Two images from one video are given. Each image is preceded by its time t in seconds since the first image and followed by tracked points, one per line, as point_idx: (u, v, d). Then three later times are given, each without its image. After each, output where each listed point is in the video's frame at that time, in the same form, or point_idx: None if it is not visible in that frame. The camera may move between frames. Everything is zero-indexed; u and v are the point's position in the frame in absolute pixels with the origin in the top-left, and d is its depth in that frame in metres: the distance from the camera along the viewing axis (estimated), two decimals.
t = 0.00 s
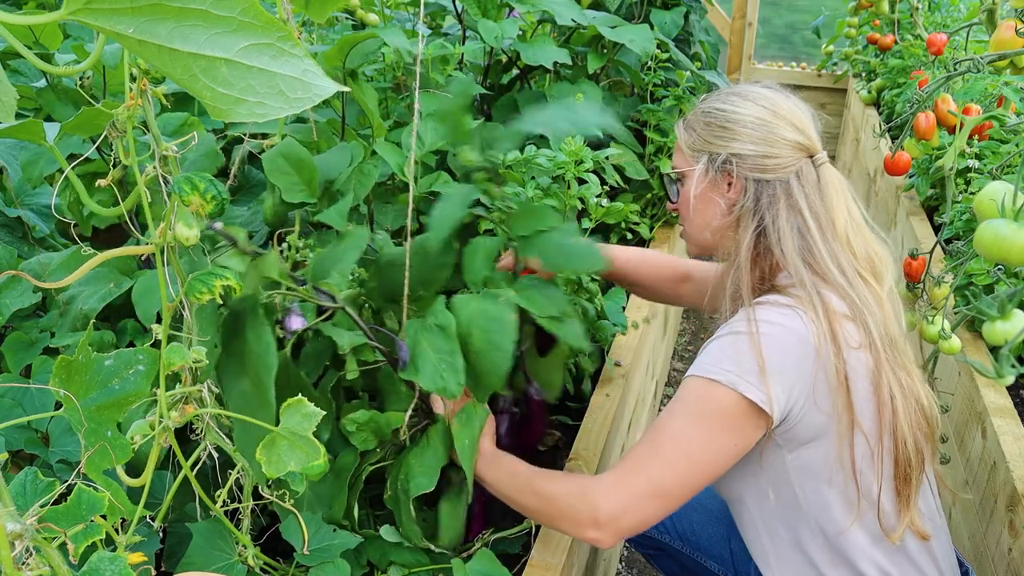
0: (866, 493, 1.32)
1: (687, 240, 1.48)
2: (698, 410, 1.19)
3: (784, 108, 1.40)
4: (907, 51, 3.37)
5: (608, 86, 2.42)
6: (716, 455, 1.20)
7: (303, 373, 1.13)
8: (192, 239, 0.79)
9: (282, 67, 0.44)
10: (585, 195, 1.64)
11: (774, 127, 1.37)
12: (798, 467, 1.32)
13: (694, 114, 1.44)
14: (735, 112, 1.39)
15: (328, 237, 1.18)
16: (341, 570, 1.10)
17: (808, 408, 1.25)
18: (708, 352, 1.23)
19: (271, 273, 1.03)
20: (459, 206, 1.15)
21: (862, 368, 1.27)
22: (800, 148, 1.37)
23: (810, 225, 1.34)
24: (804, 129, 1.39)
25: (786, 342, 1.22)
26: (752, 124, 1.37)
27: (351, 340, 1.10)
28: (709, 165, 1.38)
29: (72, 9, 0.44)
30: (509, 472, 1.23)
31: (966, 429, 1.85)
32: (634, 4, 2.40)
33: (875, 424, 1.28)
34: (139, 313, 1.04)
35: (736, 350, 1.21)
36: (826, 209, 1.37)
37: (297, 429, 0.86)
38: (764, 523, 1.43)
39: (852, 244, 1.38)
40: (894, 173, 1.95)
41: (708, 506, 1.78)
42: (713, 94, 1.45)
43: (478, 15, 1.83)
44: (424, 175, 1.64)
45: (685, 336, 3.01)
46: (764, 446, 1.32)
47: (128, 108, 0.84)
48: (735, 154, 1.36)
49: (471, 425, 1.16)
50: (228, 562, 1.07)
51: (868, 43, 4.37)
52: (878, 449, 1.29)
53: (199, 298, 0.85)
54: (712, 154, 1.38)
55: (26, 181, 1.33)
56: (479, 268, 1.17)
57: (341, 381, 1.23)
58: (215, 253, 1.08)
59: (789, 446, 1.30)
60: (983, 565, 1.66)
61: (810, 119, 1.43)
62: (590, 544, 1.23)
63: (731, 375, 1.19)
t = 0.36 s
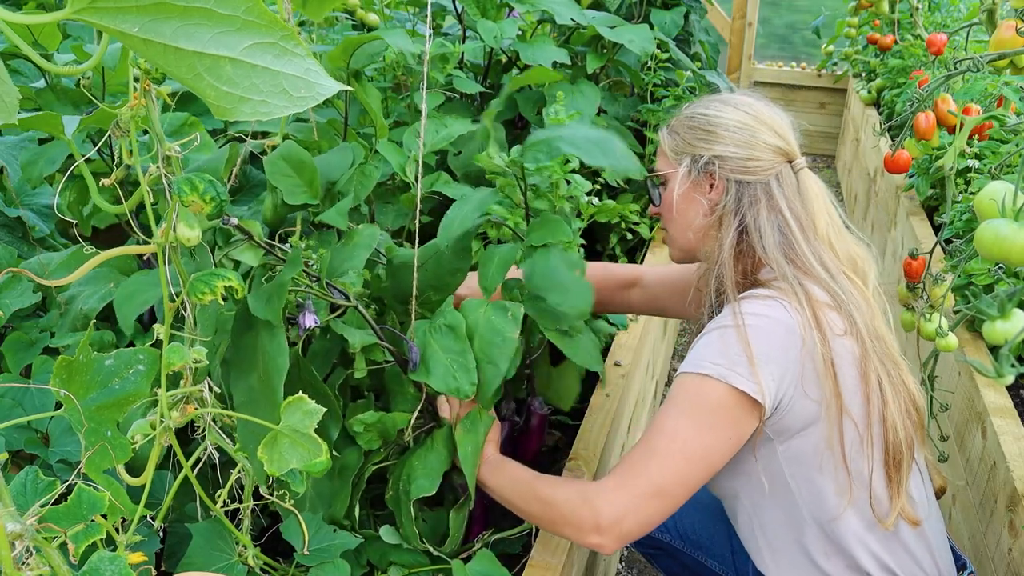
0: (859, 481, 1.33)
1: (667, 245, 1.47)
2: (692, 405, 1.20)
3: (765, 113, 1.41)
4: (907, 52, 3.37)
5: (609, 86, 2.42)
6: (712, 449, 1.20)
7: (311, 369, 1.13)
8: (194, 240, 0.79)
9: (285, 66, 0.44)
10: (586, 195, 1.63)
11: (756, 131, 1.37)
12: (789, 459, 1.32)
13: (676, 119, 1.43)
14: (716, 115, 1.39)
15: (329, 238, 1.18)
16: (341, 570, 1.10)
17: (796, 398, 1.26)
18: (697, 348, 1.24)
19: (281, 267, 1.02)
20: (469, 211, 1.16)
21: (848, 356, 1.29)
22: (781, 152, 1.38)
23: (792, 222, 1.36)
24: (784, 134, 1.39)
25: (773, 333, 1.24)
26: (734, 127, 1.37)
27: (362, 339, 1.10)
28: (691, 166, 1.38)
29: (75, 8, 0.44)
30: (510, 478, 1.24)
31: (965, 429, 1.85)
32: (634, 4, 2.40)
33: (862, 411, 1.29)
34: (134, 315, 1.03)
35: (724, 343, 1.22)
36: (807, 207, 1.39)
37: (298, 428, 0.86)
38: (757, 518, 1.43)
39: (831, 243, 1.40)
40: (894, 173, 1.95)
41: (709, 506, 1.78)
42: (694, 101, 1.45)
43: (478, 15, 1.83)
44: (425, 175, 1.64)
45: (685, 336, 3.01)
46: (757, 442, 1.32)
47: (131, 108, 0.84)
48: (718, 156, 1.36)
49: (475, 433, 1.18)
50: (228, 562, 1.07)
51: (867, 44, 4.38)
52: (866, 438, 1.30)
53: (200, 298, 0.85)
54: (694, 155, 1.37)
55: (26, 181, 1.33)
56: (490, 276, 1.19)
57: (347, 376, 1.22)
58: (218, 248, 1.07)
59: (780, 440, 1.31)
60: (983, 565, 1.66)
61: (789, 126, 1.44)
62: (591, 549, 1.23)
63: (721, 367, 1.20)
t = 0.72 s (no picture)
0: (856, 480, 1.33)
1: (659, 247, 1.47)
2: (687, 407, 1.20)
3: (752, 114, 1.41)
4: (907, 52, 3.37)
5: (608, 86, 2.42)
6: (708, 451, 1.20)
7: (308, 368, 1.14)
8: (192, 239, 0.80)
9: (282, 66, 0.44)
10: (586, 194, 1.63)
11: (745, 133, 1.37)
12: (784, 460, 1.32)
13: (664, 123, 1.43)
14: (704, 118, 1.39)
15: (329, 238, 1.18)
16: (341, 570, 1.10)
17: (790, 399, 1.26)
18: (690, 351, 1.24)
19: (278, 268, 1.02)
20: (468, 211, 1.16)
21: (842, 356, 1.29)
22: (770, 153, 1.38)
23: (783, 223, 1.36)
24: (772, 135, 1.40)
25: (767, 335, 1.24)
26: (723, 128, 1.37)
27: (360, 339, 1.10)
28: (681, 169, 1.38)
29: (72, 8, 0.44)
30: (508, 478, 1.24)
31: (965, 429, 1.85)
32: (634, 4, 2.40)
33: (857, 410, 1.29)
34: (139, 311, 1.02)
35: (718, 346, 1.22)
36: (798, 208, 1.39)
37: (298, 426, 0.86)
38: (755, 520, 1.43)
39: (823, 243, 1.40)
40: (894, 173, 1.95)
41: (710, 505, 1.78)
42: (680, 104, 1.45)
43: (478, 15, 1.83)
44: (425, 175, 1.64)
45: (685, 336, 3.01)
46: (752, 444, 1.32)
47: (130, 108, 0.84)
48: (708, 158, 1.36)
49: (471, 433, 1.18)
50: (228, 562, 1.07)
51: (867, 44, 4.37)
52: (862, 437, 1.30)
53: (199, 297, 0.85)
54: (684, 158, 1.37)
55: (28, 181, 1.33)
56: (489, 276, 1.19)
57: (346, 377, 1.23)
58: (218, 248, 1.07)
59: (775, 441, 1.31)
60: (983, 565, 1.66)
61: (778, 127, 1.44)
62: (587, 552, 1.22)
63: (715, 370, 1.20)
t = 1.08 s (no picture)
0: (856, 480, 1.33)
1: (655, 248, 1.47)
2: (685, 408, 1.20)
3: (747, 113, 1.41)
4: (907, 51, 3.37)
5: (608, 86, 2.42)
6: (707, 452, 1.20)
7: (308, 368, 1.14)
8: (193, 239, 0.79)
9: (284, 66, 0.44)
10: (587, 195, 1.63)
11: (741, 133, 1.38)
12: (783, 461, 1.32)
13: (659, 124, 1.43)
14: (700, 118, 1.39)
15: (329, 239, 1.18)
16: (341, 570, 1.10)
17: (789, 399, 1.26)
18: (687, 353, 1.24)
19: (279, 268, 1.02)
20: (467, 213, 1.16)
21: (840, 356, 1.29)
22: (766, 152, 1.38)
23: (780, 223, 1.36)
24: (767, 135, 1.40)
25: (766, 336, 1.24)
26: (719, 128, 1.37)
27: (359, 339, 1.10)
28: (677, 170, 1.37)
29: (75, 9, 0.44)
30: (507, 479, 1.24)
31: (965, 429, 1.85)
32: (634, 4, 2.40)
33: (856, 410, 1.29)
34: (137, 312, 1.03)
35: (716, 348, 1.22)
36: (794, 208, 1.39)
37: (298, 425, 0.86)
38: (754, 521, 1.43)
39: (820, 242, 1.41)
40: (894, 173, 1.95)
41: (710, 505, 1.78)
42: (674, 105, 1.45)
43: (478, 15, 1.83)
44: (424, 174, 1.64)
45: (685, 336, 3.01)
46: (751, 445, 1.32)
47: (130, 108, 0.84)
48: (704, 158, 1.36)
49: (470, 434, 1.18)
50: (228, 562, 1.07)
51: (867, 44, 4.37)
52: (861, 437, 1.30)
53: (199, 298, 0.85)
54: (680, 159, 1.37)
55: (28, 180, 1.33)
56: (490, 276, 1.19)
57: (346, 377, 1.23)
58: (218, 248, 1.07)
59: (775, 442, 1.31)
60: (983, 565, 1.66)
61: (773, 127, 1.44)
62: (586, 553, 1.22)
63: (713, 371, 1.20)
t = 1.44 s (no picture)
0: (855, 480, 1.33)
1: (652, 249, 1.46)
2: (684, 409, 1.20)
3: (745, 114, 1.41)
4: (907, 51, 3.37)
5: (608, 86, 2.42)
6: (706, 454, 1.20)
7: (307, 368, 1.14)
8: (194, 239, 0.79)
9: (283, 66, 0.44)
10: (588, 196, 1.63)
11: (738, 133, 1.38)
12: (782, 461, 1.32)
13: (656, 124, 1.43)
14: (697, 118, 1.39)
15: (328, 238, 1.17)
16: (341, 570, 1.10)
17: (788, 400, 1.26)
18: (686, 354, 1.23)
19: (278, 268, 1.02)
20: (469, 214, 1.16)
21: (840, 357, 1.29)
22: (763, 152, 1.39)
23: (779, 223, 1.36)
24: (765, 135, 1.40)
25: (765, 337, 1.24)
26: (716, 128, 1.37)
27: (359, 339, 1.10)
28: (675, 170, 1.37)
29: (73, 8, 0.44)
30: (506, 480, 1.24)
31: (965, 429, 1.85)
32: (634, 4, 2.40)
33: (855, 410, 1.29)
34: (135, 314, 1.02)
35: (714, 349, 1.22)
36: (792, 208, 1.39)
37: (298, 424, 0.86)
38: (754, 521, 1.43)
39: (818, 242, 1.41)
40: (894, 173, 1.95)
41: (710, 505, 1.78)
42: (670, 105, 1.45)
43: (478, 15, 1.83)
44: (425, 174, 1.64)
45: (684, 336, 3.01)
46: (750, 446, 1.32)
47: (130, 108, 0.84)
48: (701, 158, 1.36)
49: (470, 434, 1.18)
50: (229, 562, 1.07)
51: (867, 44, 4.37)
52: (860, 437, 1.31)
53: (199, 297, 0.85)
54: (677, 159, 1.37)
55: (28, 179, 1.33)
56: (491, 277, 1.19)
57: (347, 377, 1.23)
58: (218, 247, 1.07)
59: (775, 443, 1.31)
60: (983, 565, 1.66)
61: (770, 127, 1.44)
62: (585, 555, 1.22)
63: (711, 372, 1.20)
